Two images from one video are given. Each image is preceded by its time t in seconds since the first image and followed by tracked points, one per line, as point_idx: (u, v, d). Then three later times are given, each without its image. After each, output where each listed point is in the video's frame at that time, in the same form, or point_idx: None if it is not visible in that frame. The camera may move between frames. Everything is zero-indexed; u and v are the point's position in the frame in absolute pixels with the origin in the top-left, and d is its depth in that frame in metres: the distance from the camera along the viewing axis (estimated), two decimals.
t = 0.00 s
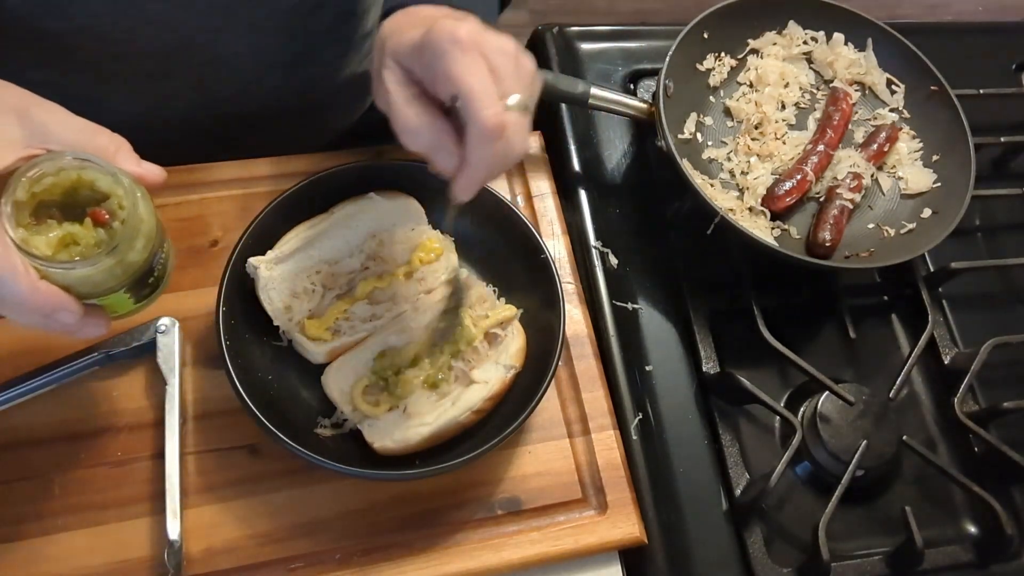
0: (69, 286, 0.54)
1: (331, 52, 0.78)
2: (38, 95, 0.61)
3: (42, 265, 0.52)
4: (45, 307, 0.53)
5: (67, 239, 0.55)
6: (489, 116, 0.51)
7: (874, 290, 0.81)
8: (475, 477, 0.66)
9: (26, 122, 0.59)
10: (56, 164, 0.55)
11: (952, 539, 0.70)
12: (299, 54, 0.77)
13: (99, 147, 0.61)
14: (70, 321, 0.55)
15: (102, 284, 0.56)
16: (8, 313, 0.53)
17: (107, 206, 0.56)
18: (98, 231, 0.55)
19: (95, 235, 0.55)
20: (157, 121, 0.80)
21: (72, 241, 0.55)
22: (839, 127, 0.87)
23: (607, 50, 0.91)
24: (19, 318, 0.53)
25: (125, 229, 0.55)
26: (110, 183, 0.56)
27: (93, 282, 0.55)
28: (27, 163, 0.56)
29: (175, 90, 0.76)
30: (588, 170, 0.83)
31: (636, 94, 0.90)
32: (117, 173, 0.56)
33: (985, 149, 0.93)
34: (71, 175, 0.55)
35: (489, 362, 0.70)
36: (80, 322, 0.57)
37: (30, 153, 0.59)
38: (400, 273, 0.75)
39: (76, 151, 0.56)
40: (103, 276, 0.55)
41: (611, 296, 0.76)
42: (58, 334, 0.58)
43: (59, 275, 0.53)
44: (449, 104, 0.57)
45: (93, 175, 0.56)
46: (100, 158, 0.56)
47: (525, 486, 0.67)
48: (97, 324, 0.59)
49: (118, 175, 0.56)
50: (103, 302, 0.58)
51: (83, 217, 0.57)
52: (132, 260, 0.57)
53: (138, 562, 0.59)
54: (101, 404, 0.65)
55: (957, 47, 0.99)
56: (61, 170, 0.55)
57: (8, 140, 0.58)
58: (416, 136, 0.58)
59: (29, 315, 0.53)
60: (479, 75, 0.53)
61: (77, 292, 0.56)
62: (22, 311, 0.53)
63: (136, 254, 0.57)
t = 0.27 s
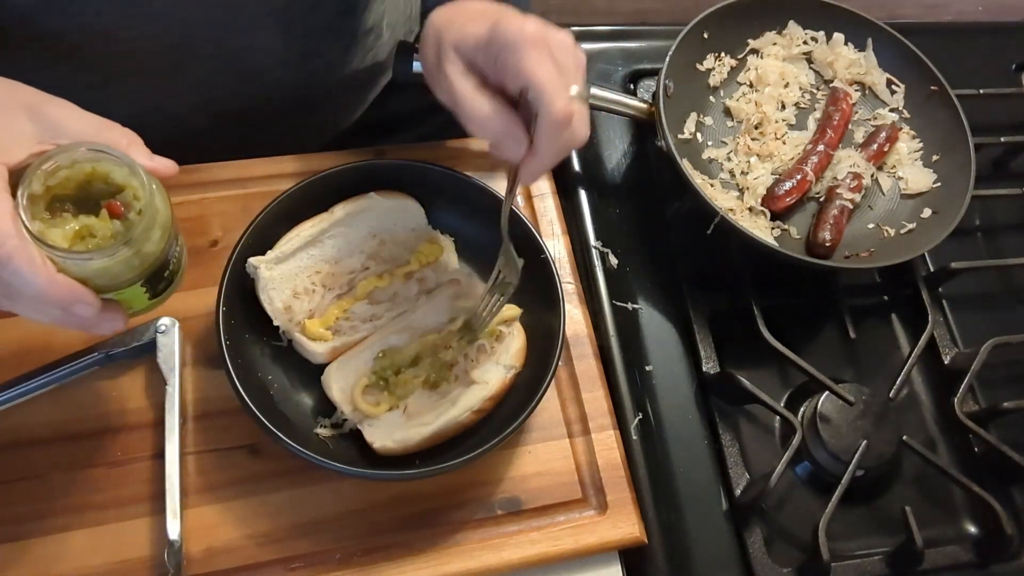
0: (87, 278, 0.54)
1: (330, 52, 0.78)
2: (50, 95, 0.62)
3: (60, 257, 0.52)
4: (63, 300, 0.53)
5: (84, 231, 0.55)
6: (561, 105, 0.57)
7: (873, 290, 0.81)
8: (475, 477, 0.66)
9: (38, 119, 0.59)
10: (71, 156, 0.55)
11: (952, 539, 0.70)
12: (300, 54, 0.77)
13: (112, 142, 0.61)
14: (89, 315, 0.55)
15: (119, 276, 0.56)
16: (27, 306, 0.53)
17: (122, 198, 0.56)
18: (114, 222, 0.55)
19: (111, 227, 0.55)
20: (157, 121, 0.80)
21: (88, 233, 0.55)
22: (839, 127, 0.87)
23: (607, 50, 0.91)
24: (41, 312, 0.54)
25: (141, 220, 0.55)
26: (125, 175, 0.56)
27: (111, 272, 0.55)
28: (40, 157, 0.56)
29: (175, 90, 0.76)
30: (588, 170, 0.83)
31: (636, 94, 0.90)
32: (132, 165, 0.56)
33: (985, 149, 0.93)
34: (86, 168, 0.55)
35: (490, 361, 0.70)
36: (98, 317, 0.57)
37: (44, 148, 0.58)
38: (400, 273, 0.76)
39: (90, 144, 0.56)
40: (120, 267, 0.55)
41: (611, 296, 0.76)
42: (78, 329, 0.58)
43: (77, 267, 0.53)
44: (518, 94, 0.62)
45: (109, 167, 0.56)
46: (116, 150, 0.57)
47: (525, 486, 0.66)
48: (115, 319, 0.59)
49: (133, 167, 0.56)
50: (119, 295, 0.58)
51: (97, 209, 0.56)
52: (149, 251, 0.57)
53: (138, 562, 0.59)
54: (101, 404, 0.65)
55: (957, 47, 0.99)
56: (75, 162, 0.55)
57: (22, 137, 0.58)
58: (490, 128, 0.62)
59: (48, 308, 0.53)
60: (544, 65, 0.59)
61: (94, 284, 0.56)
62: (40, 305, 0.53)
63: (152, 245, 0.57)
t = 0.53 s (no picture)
0: (101, 278, 0.55)
1: (330, 52, 0.78)
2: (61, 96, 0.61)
3: (73, 257, 0.52)
4: (77, 300, 0.53)
5: (97, 231, 0.55)
6: (516, 202, 0.56)
7: (873, 290, 0.81)
8: (475, 477, 0.66)
9: (48, 120, 0.59)
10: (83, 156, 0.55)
11: (952, 539, 0.70)
12: (299, 54, 0.77)
13: (122, 142, 0.60)
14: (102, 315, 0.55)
15: (133, 275, 0.56)
16: (42, 307, 0.53)
17: (134, 197, 0.56)
18: (127, 222, 0.55)
19: (124, 226, 0.55)
20: (157, 121, 0.80)
21: (102, 233, 0.55)
22: (839, 127, 0.87)
23: (607, 50, 0.91)
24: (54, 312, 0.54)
25: (153, 219, 0.56)
26: (137, 175, 0.56)
27: (125, 272, 0.55)
28: (52, 158, 0.56)
29: (175, 90, 0.76)
30: (588, 170, 0.83)
31: (636, 94, 0.90)
32: (143, 166, 0.56)
33: (985, 149, 0.93)
34: (97, 168, 0.56)
35: (489, 361, 0.70)
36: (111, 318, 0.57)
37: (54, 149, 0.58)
38: (399, 273, 0.76)
39: (101, 143, 0.56)
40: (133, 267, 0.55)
41: (611, 296, 0.76)
42: (91, 330, 0.58)
43: (91, 266, 0.53)
44: (476, 177, 0.60)
45: (120, 167, 0.56)
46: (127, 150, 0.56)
47: (525, 486, 0.66)
48: (128, 320, 0.58)
49: (144, 167, 0.56)
50: (134, 296, 0.59)
51: (109, 209, 0.57)
52: (162, 250, 0.57)
53: (138, 562, 0.59)
54: (101, 404, 0.65)
55: (957, 46, 0.99)
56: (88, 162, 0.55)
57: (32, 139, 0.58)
58: (441, 198, 0.60)
59: (62, 308, 0.53)
60: (509, 160, 0.57)
61: (108, 284, 0.56)
62: (54, 305, 0.53)
63: (165, 244, 0.57)
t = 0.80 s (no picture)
0: (104, 284, 0.55)
1: (330, 52, 0.78)
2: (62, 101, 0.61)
3: (79, 265, 0.52)
4: (82, 307, 0.53)
5: (101, 238, 0.55)
6: (598, 160, 0.61)
7: (873, 290, 0.81)
8: (474, 477, 0.66)
9: (50, 126, 0.59)
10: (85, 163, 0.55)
11: (952, 539, 0.70)
12: (299, 54, 0.77)
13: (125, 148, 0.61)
14: (105, 322, 0.55)
15: (137, 281, 0.56)
16: (46, 313, 0.54)
17: (137, 204, 0.56)
18: (131, 229, 0.55)
19: (128, 233, 0.55)
20: (157, 121, 0.80)
21: (105, 239, 0.55)
22: (839, 127, 0.87)
23: (607, 50, 0.91)
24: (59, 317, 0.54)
25: (157, 226, 0.56)
26: (140, 181, 0.56)
27: (129, 279, 0.55)
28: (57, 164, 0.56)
29: (175, 91, 0.76)
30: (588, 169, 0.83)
31: (636, 94, 0.90)
32: (146, 173, 0.56)
33: (985, 149, 0.93)
34: (101, 174, 0.56)
35: (490, 361, 0.70)
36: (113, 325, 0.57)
37: (58, 156, 0.58)
38: (399, 273, 0.76)
39: (105, 150, 0.56)
40: (137, 273, 0.56)
41: (611, 296, 0.76)
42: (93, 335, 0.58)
43: (96, 273, 0.53)
44: (554, 138, 0.63)
45: (124, 174, 0.56)
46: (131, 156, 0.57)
47: (525, 486, 0.66)
48: (131, 325, 0.59)
49: (149, 174, 0.56)
50: (136, 302, 0.59)
51: (113, 216, 0.57)
52: (166, 256, 0.57)
53: (138, 562, 0.59)
54: (100, 404, 0.65)
55: (957, 47, 0.99)
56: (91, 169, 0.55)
57: (35, 145, 0.58)
58: (522, 165, 0.62)
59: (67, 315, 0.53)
60: (590, 119, 0.61)
61: (111, 290, 0.56)
62: (58, 310, 0.53)
63: (168, 250, 0.57)
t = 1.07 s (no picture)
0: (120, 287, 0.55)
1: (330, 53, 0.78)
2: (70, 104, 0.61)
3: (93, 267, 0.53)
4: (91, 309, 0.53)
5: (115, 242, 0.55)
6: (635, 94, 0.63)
7: (873, 290, 0.81)
8: (475, 477, 0.66)
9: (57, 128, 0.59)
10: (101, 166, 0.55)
11: (952, 539, 0.70)
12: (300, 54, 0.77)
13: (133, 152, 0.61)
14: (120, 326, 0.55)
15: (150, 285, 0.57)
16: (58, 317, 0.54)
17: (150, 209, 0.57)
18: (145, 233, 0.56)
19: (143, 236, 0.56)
20: (157, 121, 0.80)
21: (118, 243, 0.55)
22: (839, 127, 0.87)
23: (607, 51, 0.91)
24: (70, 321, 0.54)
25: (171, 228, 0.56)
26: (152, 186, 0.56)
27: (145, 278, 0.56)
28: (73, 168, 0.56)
29: (175, 91, 0.76)
30: (588, 170, 0.83)
31: (636, 95, 0.90)
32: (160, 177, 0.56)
33: (985, 149, 0.93)
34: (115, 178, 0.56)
35: (490, 361, 0.70)
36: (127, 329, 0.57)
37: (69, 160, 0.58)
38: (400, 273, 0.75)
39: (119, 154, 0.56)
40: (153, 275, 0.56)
41: (611, 296, 0.76)
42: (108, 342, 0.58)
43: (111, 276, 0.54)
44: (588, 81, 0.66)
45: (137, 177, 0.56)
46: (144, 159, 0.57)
47: (525, 486, 0.67)
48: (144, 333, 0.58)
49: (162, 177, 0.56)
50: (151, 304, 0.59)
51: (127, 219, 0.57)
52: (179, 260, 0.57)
53: (139, 562, 0.60)
54: (101, 405, 0.65)
55: (957, 47, 0.99)
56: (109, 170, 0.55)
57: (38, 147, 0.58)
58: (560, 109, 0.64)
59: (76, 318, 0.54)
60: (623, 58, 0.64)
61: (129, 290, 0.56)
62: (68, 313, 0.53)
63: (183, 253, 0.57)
